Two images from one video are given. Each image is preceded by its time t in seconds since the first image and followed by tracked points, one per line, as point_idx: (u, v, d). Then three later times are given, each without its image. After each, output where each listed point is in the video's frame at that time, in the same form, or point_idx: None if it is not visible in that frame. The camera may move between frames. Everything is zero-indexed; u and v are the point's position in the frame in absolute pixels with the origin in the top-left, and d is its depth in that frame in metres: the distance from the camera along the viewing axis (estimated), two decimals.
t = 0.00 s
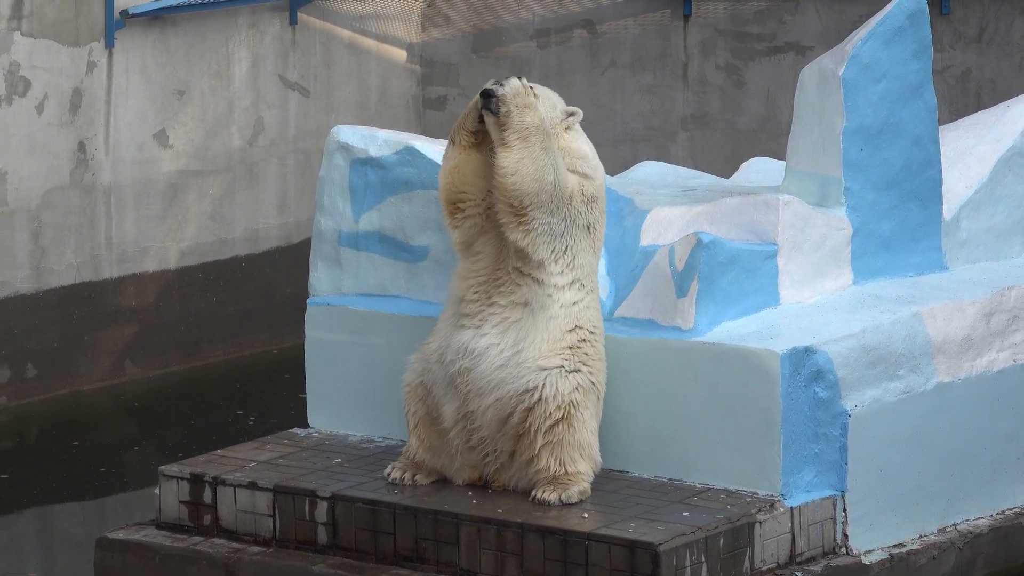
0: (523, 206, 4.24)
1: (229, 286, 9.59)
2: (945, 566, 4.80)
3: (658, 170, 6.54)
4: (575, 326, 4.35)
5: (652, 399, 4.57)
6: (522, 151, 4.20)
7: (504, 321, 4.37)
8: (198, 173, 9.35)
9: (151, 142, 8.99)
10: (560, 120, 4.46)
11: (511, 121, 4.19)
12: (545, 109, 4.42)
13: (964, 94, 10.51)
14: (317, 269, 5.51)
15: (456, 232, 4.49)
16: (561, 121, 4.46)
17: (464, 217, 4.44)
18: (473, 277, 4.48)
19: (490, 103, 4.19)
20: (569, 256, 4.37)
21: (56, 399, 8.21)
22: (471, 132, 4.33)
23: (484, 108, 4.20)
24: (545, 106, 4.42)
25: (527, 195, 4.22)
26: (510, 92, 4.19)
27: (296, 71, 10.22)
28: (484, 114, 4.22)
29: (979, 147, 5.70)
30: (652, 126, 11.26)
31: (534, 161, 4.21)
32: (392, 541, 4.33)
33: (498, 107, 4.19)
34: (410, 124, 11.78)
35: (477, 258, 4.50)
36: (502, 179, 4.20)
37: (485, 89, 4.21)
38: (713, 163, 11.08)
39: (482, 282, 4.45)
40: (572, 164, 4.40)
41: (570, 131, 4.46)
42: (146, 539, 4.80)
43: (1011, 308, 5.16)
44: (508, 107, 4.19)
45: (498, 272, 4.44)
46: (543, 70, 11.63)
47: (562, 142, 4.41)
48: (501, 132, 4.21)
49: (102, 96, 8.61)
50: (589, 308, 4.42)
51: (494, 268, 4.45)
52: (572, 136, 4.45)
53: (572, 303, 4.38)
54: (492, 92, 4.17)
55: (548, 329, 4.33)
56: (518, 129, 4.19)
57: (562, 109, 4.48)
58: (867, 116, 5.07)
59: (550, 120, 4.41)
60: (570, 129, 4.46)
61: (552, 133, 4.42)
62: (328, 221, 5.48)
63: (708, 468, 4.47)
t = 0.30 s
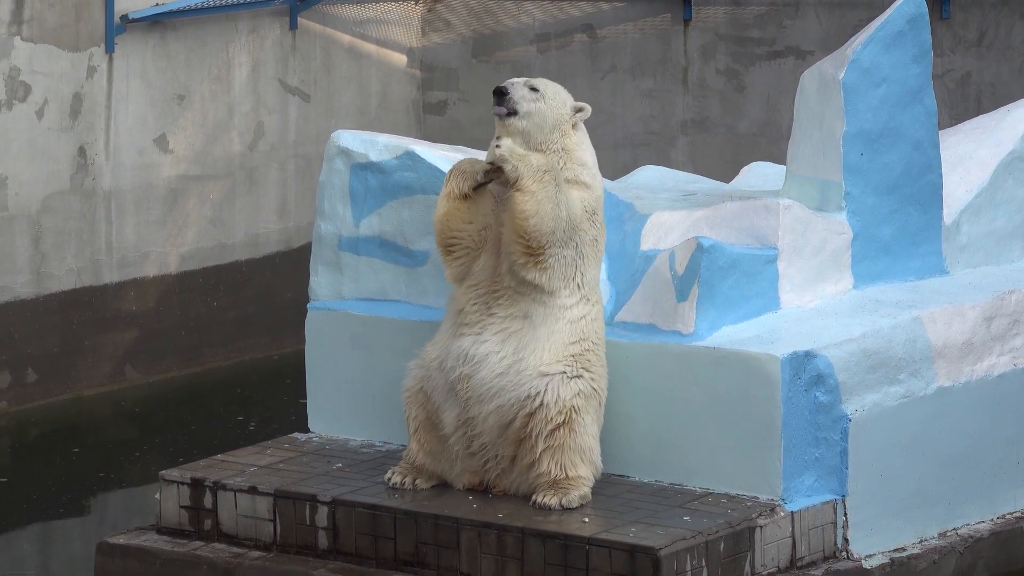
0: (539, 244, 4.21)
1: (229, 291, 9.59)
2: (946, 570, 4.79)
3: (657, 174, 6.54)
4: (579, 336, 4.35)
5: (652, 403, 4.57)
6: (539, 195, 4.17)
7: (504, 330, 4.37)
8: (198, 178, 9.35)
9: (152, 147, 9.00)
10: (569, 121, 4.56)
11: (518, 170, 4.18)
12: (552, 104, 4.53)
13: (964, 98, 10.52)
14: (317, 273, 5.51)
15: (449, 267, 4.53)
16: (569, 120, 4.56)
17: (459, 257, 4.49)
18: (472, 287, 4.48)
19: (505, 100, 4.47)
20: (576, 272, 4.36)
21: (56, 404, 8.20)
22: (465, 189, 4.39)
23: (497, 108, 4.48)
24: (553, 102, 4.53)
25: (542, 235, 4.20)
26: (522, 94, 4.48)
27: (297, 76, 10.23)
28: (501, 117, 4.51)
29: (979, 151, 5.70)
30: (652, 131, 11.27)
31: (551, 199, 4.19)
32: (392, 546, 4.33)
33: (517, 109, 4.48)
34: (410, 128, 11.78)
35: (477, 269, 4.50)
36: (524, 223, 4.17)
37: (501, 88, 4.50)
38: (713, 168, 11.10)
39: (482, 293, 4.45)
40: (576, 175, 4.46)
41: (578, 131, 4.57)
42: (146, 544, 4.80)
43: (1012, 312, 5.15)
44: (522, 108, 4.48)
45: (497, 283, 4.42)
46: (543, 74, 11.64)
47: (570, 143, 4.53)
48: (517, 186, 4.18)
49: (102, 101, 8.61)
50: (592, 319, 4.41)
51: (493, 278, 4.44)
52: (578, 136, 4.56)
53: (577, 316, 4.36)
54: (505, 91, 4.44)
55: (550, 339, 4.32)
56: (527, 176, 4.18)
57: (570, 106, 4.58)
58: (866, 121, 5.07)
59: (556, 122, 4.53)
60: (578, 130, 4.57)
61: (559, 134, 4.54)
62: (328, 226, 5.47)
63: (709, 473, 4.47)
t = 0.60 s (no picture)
0: (541, 262, 4.20)
1: (232, 293, 9.60)
2: (949, 572, 4.79)
3: (660, 176, 6.54)
4: (583, 338, 4.35)
5: (656, 405, 4.57)
6: (539, 217, 4.14)
7: (507, 334, 4.36)
8: (201, 180, 9.36)
9: (155, 149, 9.00)
10: (582, 126, 4.54)
11: (512, 198, 4.14)
12: (569, 112, 4.50)
13: (967, 100, 10.52)
14: (320, 276, 5.51)
15: (449, 273, 4.48)
16: (584, 125, 4.56)
17: (457, 267, 4.46)
18: (474, 292, 4.45)
19: (523, 111, 4.42)
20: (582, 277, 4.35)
21: (59, 406, 8.21)
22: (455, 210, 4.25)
23: (518, 117, 4.42)
24: (570, 111, 4.50)
25: (548, 256, 4.19)
26: (540, 104, 4.45)
27: (300, 78, 10.23)
28: (518, 126, 4.45)
29: (982, 153, 5.69)
30: (655, 133, 11.27)
31: (551, 215, 4.17)
32: (396, 547, 4.32)
33: (535, 120, 4.44)
34: (413, 130, 11.79)
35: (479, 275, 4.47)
36: (526, 247, 4.15)
37: (519, 99, 4.45)
38: (716, 170, 11.10)
39: (483, 297, 4.42)
40: (586, 180, 4.48)
41: (590, 135, 4.57)
42: (150, 546, 4.80)
43: (1015, 313, 5.15)
44: (541, 118, 4.44)
45: (499, 287, 4.40)
46: (546, 76, 11.64)
47: (582, 149, 4.53)
48: (515, 208, 4.14)
49: (105, 103, 8.62)
50: (598, 322, 4.42)
51: (495, 281, 4.41)
52: (591, 143, 4.56)
53: (582, 320, 4.37)
54: (524, 102, 4.41)
55: (554, 343, 4.32)
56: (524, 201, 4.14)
57: (585, 112, 4.57)
58: (869, 123, 5.07)
59: (572, 129, 4.51)
60: (590, 134, 4.57)
61: (573, 138, 4.52)
62: (331, 228, 5.48)
63: (712, 475, 4.47)
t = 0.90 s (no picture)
0: (543, 276, 4.20)
1: (239, 295, 9.61)
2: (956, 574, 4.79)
3: (666, 178, 6.54)
4: (588, 340, 4.35)
5: (662, 407, 4.57)
6: (537, 236, 4.16)
7: (511, 338, 4.36)
8: (207, 183, 9.37)
9: (161, 152, 9.01)
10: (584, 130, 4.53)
11: (507, 224, 4.16)
12: (570, 117, 4.49)
13: (973, 102, 10.51)
14: (326, 278, 5.52)
15: (448, 285, 4.51)
16: (584, 128, 4.54)
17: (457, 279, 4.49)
18: (477, 298, 4.46)
19: (524, 116, 4.42)
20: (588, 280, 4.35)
21: (65, 408, 8.23)
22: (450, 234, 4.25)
23: (518, 123, 4.42)
24: (571, 115, 4.49)
25: (552, 272, 4.21)
26: (540, 108, 4.44)
27: (306, 80, 10.24)
28: (517, 129, 4.45)
29: (988, 154, 5.69)
30: (661, 134, 11.27)
31: (548, 231, 4.19)
32: (402, 549, 4.33)
33: (535, 125, 4.44)
34: (419, 133, 11.80)
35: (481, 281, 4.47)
36: (528, 268, 4.18)
37: (519, 103, 4.45)
38: (722, 172, 11.10)
39: (487, 303, 4.43)
40: (588, 187, 4.49)
41: (591, 139, 4.57)
42: (156, 548, 4.81)
43: (1021, 315, 5.15)
44: (541, 123, 4.44)
45: (502, 292, 4.40)
46: (552, 78, 11.65)
47: (584, 153, 4.52)
48: (512, 233, 4.15)
49: (111, 106, 8.63)
50: (604, 324, 4.42)
51: (497, 287, 4.41)
52: (592, 148, 4.56)
53: (587, 323, 4.37)
54: (525, 106, 4.41)
55: (558, 346, 4.32)
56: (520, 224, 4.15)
57: (586, 117, 4.56)
58: (875, 124, 5.07)
59: (573, 133, 4.50)
60: (591, 137, 4.56)
61: (573, 143, 4.52)
62: (337, 230, 5.49)
63: (718, 477, 4.47)
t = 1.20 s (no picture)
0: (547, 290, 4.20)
1: (244, 296, 9.62)
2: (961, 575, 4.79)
3: (672, 179, 6.54)
4: (593, 342, 4.35)
5: (668, 409, 4.57)
6: (543, 253, 4.15)
7: (515, 340, 4.37)
8: (212, 184, 9.39)
9: (166, 153, 9.02)
10: (570, 144, 4.46)
11: (512, 240, 4.13)
12: (555, 132, 4.41)
13: (979, 104, 10.50)
14: (331, 279, 5.52)
15: (444, 292, 4.52)
16: (571, 141, 4.46)
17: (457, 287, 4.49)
18: (480, 303, 4.46)
19: (507, 139, 4.35)
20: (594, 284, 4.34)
21: (70, 409, 8.25)
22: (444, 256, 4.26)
23: (501, 147, 4.35)
24: (555, 131, 4.40)
25: (561, 288, 4.22)
26: (522, 128, 4.37)
27: (311, 81, 10.25)
28: (501, 152, 4.38)
29: (994, 156, 5.69)
30: (667, 136, 11.27)
31: (555, 246, 4.18)
32: (407, 550, 4.33)
33: (518, 146, 4.37)
34: (424, 134, 11.82)
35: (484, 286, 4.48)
36: (537, 286, 4.19)
37: (502, 124, 4.38)
38: (727, 173, 11.10)
39: (490, 308, 4.44)
40: (580, 201, 4.45)
41: (578, 151, 4.49)
42: (161, 549, 4.81)
43: None
44: (525, 144, 4.37)
45: (504, 298, 4.41)
46: (557, 79, 11.65)
47: (571, 168, 4.46)
48: (518, 251, 4.13)
49: (116, 106, 8.64)
50: (608, 326, 4.42)
51: (499, 292, 4.42)
52: (580, 160, 4.49)
53: (591, 327, 4.37)
54: (506, 129, 4.34)
55: (562, 348, 4.32)
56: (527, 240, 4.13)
57: (573, 132, 4.46)
58: (881, 125, 5.06)
59: (559, 150, 4.42)
60: (578, 149, 4.49)
61: (560, 158, 4.44)
62: (342, 231, 5.49)
63: (724, 478, 4.47)
